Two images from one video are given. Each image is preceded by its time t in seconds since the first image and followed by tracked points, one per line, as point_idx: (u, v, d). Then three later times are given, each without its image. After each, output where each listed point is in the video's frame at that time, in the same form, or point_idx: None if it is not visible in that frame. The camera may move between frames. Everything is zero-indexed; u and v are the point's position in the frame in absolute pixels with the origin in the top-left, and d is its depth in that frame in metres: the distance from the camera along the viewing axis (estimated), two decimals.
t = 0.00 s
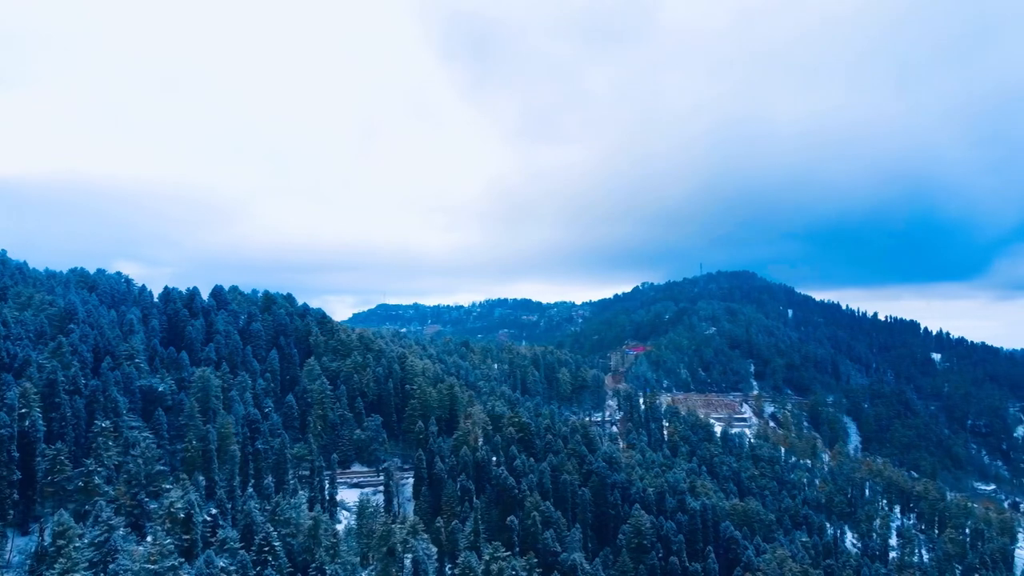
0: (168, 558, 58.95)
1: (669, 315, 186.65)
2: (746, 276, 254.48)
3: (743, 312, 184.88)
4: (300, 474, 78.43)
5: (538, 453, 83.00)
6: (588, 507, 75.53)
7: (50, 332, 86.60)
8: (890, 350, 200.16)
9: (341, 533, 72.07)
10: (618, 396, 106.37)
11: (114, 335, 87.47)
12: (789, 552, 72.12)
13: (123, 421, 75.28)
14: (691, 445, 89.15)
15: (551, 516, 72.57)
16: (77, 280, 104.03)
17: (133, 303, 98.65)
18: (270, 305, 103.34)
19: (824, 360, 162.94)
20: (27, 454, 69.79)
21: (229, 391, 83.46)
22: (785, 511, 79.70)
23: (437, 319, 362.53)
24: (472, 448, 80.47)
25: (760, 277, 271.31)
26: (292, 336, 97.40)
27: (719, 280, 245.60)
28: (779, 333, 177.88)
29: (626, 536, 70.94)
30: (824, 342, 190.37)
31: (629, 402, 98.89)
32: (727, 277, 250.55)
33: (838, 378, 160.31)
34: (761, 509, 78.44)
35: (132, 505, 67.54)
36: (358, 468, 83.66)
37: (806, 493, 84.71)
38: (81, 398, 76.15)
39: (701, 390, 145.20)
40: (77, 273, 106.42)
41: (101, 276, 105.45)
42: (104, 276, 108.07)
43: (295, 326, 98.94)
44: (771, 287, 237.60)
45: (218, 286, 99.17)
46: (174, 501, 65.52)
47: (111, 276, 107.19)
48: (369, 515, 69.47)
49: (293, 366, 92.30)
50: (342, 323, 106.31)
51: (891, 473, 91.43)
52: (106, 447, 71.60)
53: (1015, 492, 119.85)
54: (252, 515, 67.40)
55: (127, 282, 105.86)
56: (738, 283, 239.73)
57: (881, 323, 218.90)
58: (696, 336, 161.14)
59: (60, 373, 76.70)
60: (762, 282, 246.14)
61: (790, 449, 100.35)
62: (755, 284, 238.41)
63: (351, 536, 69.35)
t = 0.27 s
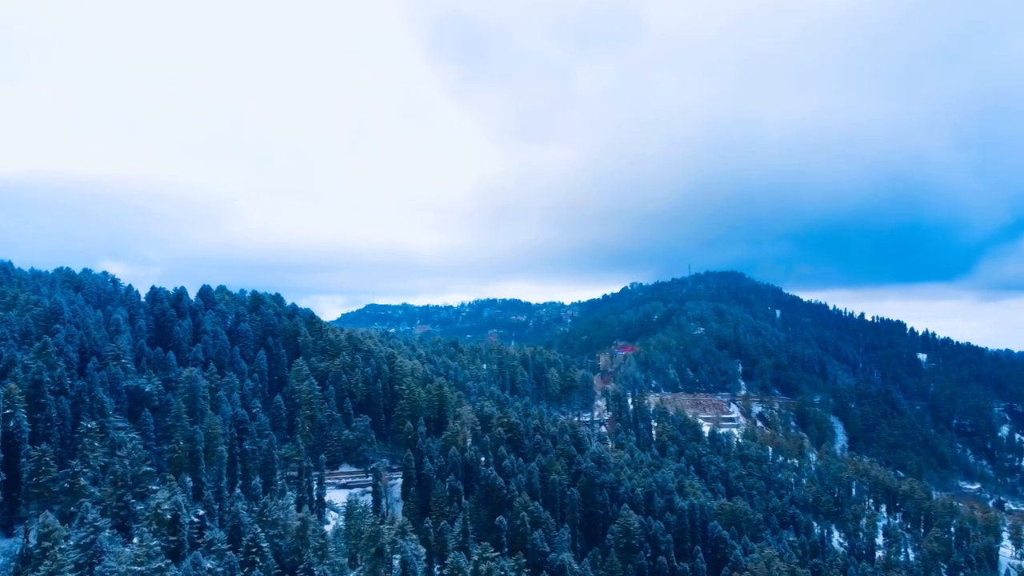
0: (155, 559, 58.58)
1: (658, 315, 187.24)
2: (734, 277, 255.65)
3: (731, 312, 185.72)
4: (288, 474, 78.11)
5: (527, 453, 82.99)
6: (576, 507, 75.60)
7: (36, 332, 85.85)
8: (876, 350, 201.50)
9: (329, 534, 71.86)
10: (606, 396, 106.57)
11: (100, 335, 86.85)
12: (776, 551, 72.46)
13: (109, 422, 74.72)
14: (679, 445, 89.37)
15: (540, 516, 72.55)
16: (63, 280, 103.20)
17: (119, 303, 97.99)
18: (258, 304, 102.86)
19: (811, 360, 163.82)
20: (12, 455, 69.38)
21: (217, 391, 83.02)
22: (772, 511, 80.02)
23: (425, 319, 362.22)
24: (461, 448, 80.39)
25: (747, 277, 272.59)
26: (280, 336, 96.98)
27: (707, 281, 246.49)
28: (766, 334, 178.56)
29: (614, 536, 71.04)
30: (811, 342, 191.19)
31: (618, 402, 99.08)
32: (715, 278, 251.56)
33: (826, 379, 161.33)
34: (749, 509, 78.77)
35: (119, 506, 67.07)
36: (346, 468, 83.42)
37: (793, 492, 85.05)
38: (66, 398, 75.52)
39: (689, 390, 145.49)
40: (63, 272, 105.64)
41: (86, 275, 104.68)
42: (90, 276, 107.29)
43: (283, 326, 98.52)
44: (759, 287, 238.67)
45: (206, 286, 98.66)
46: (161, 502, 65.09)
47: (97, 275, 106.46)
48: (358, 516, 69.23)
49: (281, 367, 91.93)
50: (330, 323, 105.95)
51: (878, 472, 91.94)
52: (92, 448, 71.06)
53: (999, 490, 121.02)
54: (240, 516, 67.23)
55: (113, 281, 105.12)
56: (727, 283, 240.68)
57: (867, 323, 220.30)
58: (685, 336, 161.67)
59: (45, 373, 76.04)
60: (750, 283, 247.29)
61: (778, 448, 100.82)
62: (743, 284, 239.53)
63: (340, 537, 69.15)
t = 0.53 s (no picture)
0: (141, 561, 58.17)
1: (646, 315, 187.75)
2: (722, 277, 256.67)
3: (719, 312, 186.49)
4: (275, 475, 77.77)
5: (515, 453, 82.93)
6: (564, 507, 75.65)
7: (20, 332, 85.07)
8: (863, 350, 202.65)
9: (317, 535, 71.65)
10: (595, 396, 106.73)
11: (86, 335, 86.20)
12: (763, 550, 72.73)
13: (95, 423, 74.11)
14: (667, 445, 89.53)
15: (528, 516, 72.49)
16: (48, 279, 102.37)
17: (105, 303, 97.29)
18: (246, 304, 102.36)
19: (799, 360, 164.61)
20: None
21: (204, 392, 82.56)
22: (760, 510, 80.33)
23: (414, 319, 361.70)
24: (450, 448, 80.29)
25: (736, 278, 273.73)
26: (268, 336, 96.52)
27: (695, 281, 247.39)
28: (754, 334, 179.29)
29: (603, 535, 71.13)
30: (799, 342, 192.05)
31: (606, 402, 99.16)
32: (703, 278, 252.55)
33: (813, 378, 162.18)
34: (737, 508, 79.04)
35: (105, 507, 66.56)
36: (334, 469, 83.19)
37: (781, 491, 85.36)
38: (51, 399, 74.86)
39: (677, 390, 145.75)
40: (48, 271, 104.79)
41: (72, 275, 103.90)
42: (76, 275, 106.52)
43: (271, 326, 98.08)
44: (747, 288, 239.67)
45: (193, 285, 98.09)
46: (148, 503, 64.61)
47: (83, 275, 105.71)
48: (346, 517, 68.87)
49: (269, 367, 91.54)
50: (318, 323, 105.53)
51: (864, 471, 92.33)
52: (78, 449, 70.48)
53: (983, 489, 122.01)
54: (227, 517, 66.85)
55: (99, 281, 104.38)
56: (716, 284, 241.58)
57: (854, 323, 221.55)
58: (673, 336, 162.09)
59: (30, 374, 75.33)
60: (738, 283, 248.42)
61: (766, 448, 101.22)
62: (731, 284, 240.46)
63: (328, 537, 68.88)
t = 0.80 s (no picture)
0: (127, 562, 57.77)
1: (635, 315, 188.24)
2: (711, 277, 257.66)
3: (708, 312, 187.21)
4: (263, 475, 77.43)
5: (504, 453, 82.88)
6: (553, 507, 75.74)
7: (5, 332, 84.29)
8: (850, 350, 203.84)
9: (305, 536, 71.49)
10: (583, 396, 106.90)
11: (72, 335, 85.55)
12: (750, 549, 73.03)
13: (81, 423, 73.55)
14: (656, 445, 89.66)
15: (517, 516, 72.46)
16: (33, 279, 101.55)
17: (92, 303, 96.63)
18: (234, 304, 101.86)
19: (787, 360, 165.35)
20: None
21: (191, 392, 82.13)
22: (747, 509, 80.66)
23: (402, 319, 361.20)
24: (438, 448, 80.21)
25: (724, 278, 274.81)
26: (256, 336, 96.11)
27: (683, 282, 248.19)
28: (742, 334, 180.03)
29: (591, 535, 71.23)
30: (786, 342, 192.85)
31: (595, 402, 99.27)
32: (692, 278, 253.45)
33: (800, 378, 162.94)
34: (724, 507, 79.35)
35: (91, 508, 66.07)
36: (323, 469, 83.01)
37: (769, 490, 85.70)
38: (37, 399, 74.21)
39: (666, 389, 146.09)
40: (34, 271, 104.00)
41: (58, 274, 103.14)
42: (62, 275, 105.75)
43: (259, 326, 97.65)
44: (735, 288, 240.60)
45: (180, 285, 97.54)
46: (134, 504, 64.15)
47: (69, 275, 104.96)
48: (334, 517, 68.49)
49: (257, 367, 91.17)
50: (306, 323, 105.17)
51: (850, 471, 92.81)
52: (64, 450, 69.90)
53: (968, 488, 123.06)
54: (214, 518, 66.49)
55: (85, 280, 103.67)
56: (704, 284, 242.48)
57: (841, 323, 222.77)
58: (661, 336, 162.51)
59: (15, 374, 74.65)
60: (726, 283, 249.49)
61: (754, 447, 101.63)
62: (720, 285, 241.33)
63: (316, 538, 68.75)
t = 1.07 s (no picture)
0: (114, 563, 57.39)
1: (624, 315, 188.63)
2: (699, 278, 258.59)
3: (697, 312, 187.84)
4: (252, 476, 77.08)
5: (494, 453, 82.83)
6: (542, 507, 75.79)
7: None
8: (837, 350, 204.93)
9: (294, 536, 71.29)
10: (572, 397, 107.03)
11: (58, 335, 84.86)
12: (739, 549, 73.27)
13: (67, 424, 72.98)
14: (645, 445, 89.75)
15: (506, 516, 72.41)
16: (19, 278, 100.69)
17: (78, 303, 95.93)
18: (222, 304, 101.33)
19: (775, 360, 166.03)
20: None
21: (179, 392, 81.67)
22: (735, 509, 80.93)
23: (391, 319, 360.56)
24: (428, 448, 80.09)
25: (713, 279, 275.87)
26: (245, 336, 95.66)
27: (672, 282, 248.96)
28: (731, 334, 180.73)
29: (580, 535, 71.31)
30: (774, 342, 193.56)
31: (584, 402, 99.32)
32: (681, 278, 254.29)
33: (788, 378, 163.64)
34: (713, 507, 79.62)
35: (77, 510, 65.58)
36: (312, 469, 82.81)
37: (757, 490, 86.02)
38: (22, 399, 73.55)
39: (655, 389, 146.34)
40: (19, 270, 103.11)
41: (43, 274, 102.30)
42: (47, 274, 104.90)
43: (248, 326, 97.18)
44: (724, 288, 241.50)
45: (168, 285, 96.97)
46: (121, 505, 63.69)
47: (55, 274, 104.15)
48: (322, 518, 68.14)
49: (245, 367, 90.78)
50: (295, 323, 104.76)
51: (838, 470, 93.20)
52: (50, 451, 69.33)
53: (954, 487, 124.01)
54: (202, 519, 66.14)
55: (72, 280, 102.89)
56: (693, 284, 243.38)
57: (829, 323, 223.88)
58: (650, 336, 162.81)
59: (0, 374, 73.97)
60: (715, 284, 250.40)
61: (742, 447, 102.01)
62: (708, 285, 242.18)
63: (304, 539, 68.56)
